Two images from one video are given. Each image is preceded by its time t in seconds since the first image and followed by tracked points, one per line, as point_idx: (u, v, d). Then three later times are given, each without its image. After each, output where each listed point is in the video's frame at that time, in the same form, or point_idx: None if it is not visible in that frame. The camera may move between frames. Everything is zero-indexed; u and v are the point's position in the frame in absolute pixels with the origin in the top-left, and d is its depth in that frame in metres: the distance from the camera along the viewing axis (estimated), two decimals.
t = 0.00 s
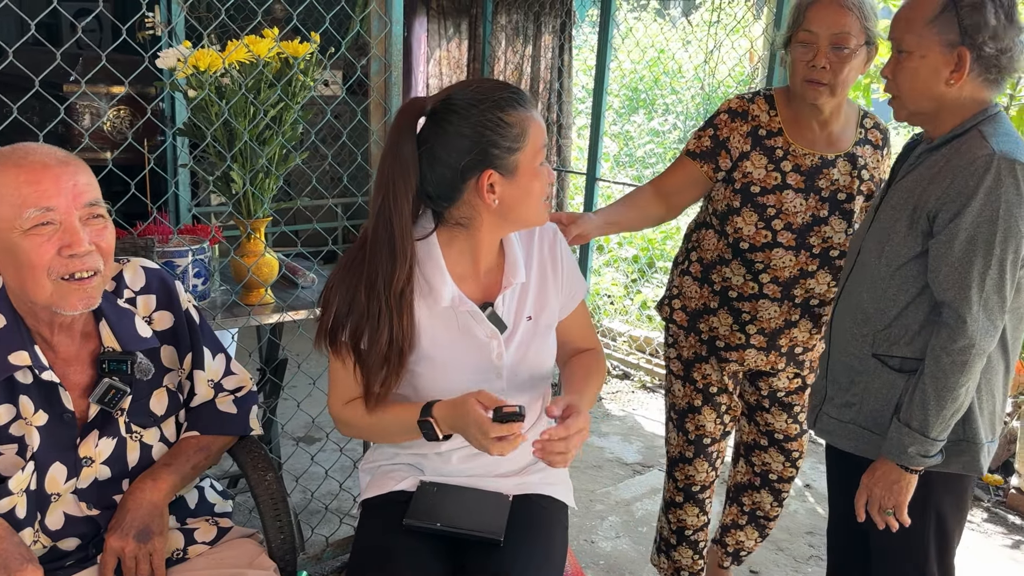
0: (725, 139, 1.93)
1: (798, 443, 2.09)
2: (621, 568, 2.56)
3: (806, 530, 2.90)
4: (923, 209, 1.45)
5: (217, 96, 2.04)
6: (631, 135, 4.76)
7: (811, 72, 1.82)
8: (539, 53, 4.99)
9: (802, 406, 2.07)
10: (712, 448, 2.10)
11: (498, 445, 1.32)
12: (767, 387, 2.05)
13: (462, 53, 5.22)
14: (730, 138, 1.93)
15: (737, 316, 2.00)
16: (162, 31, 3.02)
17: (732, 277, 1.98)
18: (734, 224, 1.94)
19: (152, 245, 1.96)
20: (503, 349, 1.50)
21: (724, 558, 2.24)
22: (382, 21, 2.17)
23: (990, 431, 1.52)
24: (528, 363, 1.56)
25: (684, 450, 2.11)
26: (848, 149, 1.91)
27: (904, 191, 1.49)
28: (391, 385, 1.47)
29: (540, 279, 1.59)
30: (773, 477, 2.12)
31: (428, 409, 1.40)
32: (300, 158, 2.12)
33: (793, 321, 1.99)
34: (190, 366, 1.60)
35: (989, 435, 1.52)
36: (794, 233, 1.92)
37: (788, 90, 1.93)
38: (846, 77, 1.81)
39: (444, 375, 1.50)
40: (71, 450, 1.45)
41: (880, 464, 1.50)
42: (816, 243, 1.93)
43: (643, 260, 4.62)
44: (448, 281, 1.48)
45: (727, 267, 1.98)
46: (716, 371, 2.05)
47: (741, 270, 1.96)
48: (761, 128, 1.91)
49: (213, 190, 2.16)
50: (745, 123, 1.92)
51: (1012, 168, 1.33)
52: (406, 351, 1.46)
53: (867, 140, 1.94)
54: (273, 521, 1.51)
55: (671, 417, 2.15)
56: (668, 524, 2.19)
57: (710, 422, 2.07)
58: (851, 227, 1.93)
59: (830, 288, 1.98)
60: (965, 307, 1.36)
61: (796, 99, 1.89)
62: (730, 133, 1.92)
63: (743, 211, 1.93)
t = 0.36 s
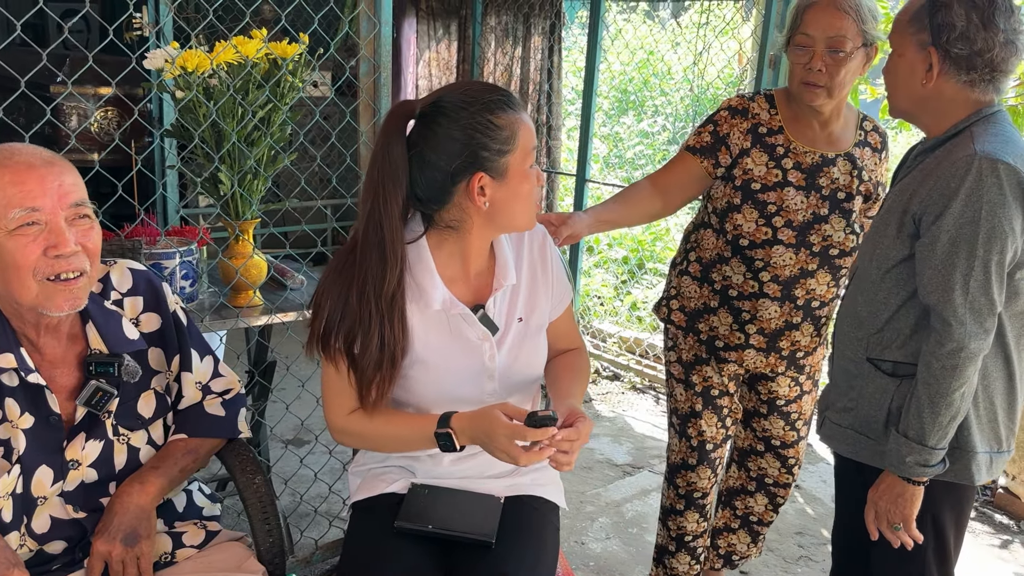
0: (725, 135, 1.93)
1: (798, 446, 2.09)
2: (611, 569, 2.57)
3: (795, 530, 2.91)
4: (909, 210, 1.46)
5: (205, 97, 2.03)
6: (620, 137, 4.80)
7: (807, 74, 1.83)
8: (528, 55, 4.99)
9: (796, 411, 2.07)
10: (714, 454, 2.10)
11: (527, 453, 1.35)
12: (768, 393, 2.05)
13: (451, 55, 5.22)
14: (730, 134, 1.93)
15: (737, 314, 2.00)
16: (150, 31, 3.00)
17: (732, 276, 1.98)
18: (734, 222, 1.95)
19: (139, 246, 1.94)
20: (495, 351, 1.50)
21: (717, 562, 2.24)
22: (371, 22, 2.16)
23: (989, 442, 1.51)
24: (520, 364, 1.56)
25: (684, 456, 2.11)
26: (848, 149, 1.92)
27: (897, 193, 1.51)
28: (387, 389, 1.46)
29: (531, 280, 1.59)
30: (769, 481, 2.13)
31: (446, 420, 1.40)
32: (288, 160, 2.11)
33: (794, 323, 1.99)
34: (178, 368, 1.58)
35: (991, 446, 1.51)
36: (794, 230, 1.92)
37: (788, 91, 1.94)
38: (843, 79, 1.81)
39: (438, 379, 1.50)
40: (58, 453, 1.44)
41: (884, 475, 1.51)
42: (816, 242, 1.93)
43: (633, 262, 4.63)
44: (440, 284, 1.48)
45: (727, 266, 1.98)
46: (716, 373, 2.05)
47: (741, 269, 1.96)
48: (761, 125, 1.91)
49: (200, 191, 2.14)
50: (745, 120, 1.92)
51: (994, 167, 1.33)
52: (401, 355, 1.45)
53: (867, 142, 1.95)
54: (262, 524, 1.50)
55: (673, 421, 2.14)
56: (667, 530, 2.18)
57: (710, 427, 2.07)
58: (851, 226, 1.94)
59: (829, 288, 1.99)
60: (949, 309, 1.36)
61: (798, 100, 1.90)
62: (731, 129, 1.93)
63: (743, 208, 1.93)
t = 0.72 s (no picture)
0: (697, 138, 1.94)
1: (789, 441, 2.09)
2: (599, 570, 2.56)
3: (784, 530, 2.92)
4: (897, 210, 1.47)
5: (190, 96, 2.02)
6: (610, 137, 4.82)
7: (778, 74, 1.83)
8: (518, 55, 4.96)
9: (780, 415, 2.06)
10: (692, 461, 2.09)
11: (512, 472, 1.31)
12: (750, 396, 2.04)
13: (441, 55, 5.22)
14: (703, 136, 1.94)
15: (721, 316, 1.98)
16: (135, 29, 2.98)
17: (713, 277, 1.97)
18: (712, 222, 1.94)
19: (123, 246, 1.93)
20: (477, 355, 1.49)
21: (706, 564, 2.23)
22: (358, 21, 2.15)
23: (979, 442, 1.51)
24: (501, 367, 1.55)
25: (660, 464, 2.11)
26: (825, 145, 1.91)
27: (886, 193, 1.51)
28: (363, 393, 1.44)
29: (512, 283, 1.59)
30: (754, 484, 2.12)
31: (420, 440, 1.36)
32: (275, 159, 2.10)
33: (778, 322, 1.97)
34: (161, 369, 1.57)
35: (982, 446, 1.51)
36: (774, 228, 1.91)
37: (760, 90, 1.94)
38: (814, 78, 1.81)
39: (417, 384, 1.48)
40: (38, 454, 1.42)
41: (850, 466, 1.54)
42: (796, 239, 1.92)
43: (622, 262, 4.64)
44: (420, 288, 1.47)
45: (709, 266, 1.97)
46: (699, 379, 2.04)
47: (722, 269, 1.96)
48: (734, 125, 1.91)
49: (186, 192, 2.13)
50: (717, 121, 1.93)
51: (981, 165, 1.34)
52: (378, 359, 1.44)
53: (844, 138, 1.95)
54: (245, 527, 1.48)
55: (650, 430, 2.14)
56: (650, 541, 2.18)
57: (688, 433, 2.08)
58: (831, 222, 1.92)
59: (812, 286, 1.97)
60: (934, 308, 1.36)
61: (771, 99, 1.90)
62: (703, 131, 1.93)
63: (721, 208, 1.93)
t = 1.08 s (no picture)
0: (662, 142, 1.84)
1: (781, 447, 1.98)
2: (592, 569, 2.56)
3: (777, 530, 2.92)
4: (902, 212, 1.45)
5: (183, 94, 2.01)
6: (605, 137, 4.82)
7: (740, 72, 1.72)
8: (513, 54, 4.95)
9: (769, 425, 1.96)
10: (674, 471, 2.04)
11: (489, 479, 1.30)
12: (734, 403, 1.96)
13: (436, 54, 5.21)
14: (668, 139, 1.84)
15: (702, 320, 1.89)
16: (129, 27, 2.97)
17: (692, 281, 1.87)
18: (685, 224, 1.85)
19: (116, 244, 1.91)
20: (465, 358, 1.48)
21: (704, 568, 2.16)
22: (352, 18, 2.14)
23: (982, 441, 1.51)
24: (490, 368, 1.55)
25: (642, 474, 2.05)
26: (796, 137, 1.80)
27: (885, 193, 1.51)
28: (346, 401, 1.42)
29: (499, 284, 1.58)
30: (744, 493, 2.04)
31: (399, 447, 1.36)
32: (268, 157, 2.09)
33: (763, 323, 1.87)
34: (152, 367, 1.56)
35: (982, 446, 1.51)
36: (749, 224, 1.80)
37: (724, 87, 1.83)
38: (777, 75, 1.71)
39: (403, 390, 1.47)
40: (28, 453, 1.41)
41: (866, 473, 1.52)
42: (775, 234, 1.81)
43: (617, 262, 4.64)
44: (405, 294, 1.45)
45: (686, 269, 1.87)
46: (679, 388, 1.97)
47: (699, 271, 1.85)
48: (700, 124, 1.81)
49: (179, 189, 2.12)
50: (682, 122, 1.83)
51: (988, 166, 1.33)
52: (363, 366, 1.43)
53: (818, 128, 1.83)
54: (237, 526, 1.47)
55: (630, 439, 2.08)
56: (637, 549, 2.14)
57: (668, 443, 2.01)
58: (810, 215, 1.80)
59: (797, 284, 1.85)
60: (945, 310, 1.35)
61: (736, 97, 1.80)
62: (668, 134, 1.83)
63: (693, 209, 1.83)
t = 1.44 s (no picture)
0: (626, 152, 1.73)
1: (772, 466, 1.82)
2: (586, 568, 2.57)
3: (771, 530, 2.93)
4: (916, 221, 1.42)
5: (181, 92, 2.01)
6: (601, 137, 4.85)
7: (709, 67, 1.59)
8: (509, 54, 4.89)
9: (756, 437, 1.81)
10: (647, 482, 1.88)
11: (498, 471, 1.30)
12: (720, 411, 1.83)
13: (432, 54, 5.25)
14: (631, 149, 1.73)
15: (670, 329, 1.75)
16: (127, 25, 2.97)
17: (659, 288, 1.74)
18: (648, 232, 1.73)
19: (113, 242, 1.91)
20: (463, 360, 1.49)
21: None
22: (350, 18, 2.15)
23: (994, 447, 1.53)
24: (487, 367, 1.57)
25: (612, 483, 1.91)
26: (762, 137, 1.65)
27: (895, 198, 1.48)
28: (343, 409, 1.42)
29: (493, 283, 1.58)
30: (735, 519, 1.90)
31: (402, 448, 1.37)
32: (265, 156, 2.10)
33: (734, 330, 1.73)
34: (150, 366, 1.56)
35: (994, 451, 1.53)
36: (712, 229, 1.68)
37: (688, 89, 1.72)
38: (745, 72, 1.59)
39: (400, 394, 1.47)
40: (25, 451, 1.41)
41: (879, 481, 1.49)
42: (739, 239, 1.68)
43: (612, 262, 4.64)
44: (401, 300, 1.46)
45: (652, 278, 1.75)
46: (649, 401, 1.82)
47: (665, 279, 1.73)
48: (661, 130, 1.70)
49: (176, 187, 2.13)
50: (642, 129, 1.72)
51: (1004, 174, 1.31)
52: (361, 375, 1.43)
53: (787, 127, 1.68)
54: (234, 525, 1.47)
55: (597, 450, 1.93)
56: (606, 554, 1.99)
57: (637, 454, 1.86)
58: (778, 216, 1.66)
59: (769, 289, 1.71)
60: (964, 321, 1.32)
61: (698, 98, 1.67)
62: (629, 144, 1.73)
63: (656, 216, 1.72)
